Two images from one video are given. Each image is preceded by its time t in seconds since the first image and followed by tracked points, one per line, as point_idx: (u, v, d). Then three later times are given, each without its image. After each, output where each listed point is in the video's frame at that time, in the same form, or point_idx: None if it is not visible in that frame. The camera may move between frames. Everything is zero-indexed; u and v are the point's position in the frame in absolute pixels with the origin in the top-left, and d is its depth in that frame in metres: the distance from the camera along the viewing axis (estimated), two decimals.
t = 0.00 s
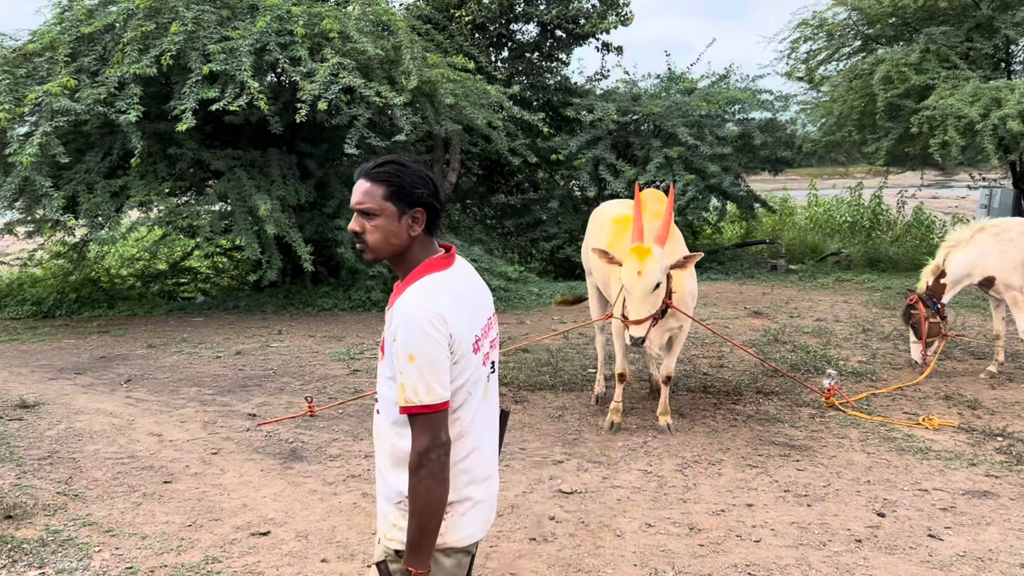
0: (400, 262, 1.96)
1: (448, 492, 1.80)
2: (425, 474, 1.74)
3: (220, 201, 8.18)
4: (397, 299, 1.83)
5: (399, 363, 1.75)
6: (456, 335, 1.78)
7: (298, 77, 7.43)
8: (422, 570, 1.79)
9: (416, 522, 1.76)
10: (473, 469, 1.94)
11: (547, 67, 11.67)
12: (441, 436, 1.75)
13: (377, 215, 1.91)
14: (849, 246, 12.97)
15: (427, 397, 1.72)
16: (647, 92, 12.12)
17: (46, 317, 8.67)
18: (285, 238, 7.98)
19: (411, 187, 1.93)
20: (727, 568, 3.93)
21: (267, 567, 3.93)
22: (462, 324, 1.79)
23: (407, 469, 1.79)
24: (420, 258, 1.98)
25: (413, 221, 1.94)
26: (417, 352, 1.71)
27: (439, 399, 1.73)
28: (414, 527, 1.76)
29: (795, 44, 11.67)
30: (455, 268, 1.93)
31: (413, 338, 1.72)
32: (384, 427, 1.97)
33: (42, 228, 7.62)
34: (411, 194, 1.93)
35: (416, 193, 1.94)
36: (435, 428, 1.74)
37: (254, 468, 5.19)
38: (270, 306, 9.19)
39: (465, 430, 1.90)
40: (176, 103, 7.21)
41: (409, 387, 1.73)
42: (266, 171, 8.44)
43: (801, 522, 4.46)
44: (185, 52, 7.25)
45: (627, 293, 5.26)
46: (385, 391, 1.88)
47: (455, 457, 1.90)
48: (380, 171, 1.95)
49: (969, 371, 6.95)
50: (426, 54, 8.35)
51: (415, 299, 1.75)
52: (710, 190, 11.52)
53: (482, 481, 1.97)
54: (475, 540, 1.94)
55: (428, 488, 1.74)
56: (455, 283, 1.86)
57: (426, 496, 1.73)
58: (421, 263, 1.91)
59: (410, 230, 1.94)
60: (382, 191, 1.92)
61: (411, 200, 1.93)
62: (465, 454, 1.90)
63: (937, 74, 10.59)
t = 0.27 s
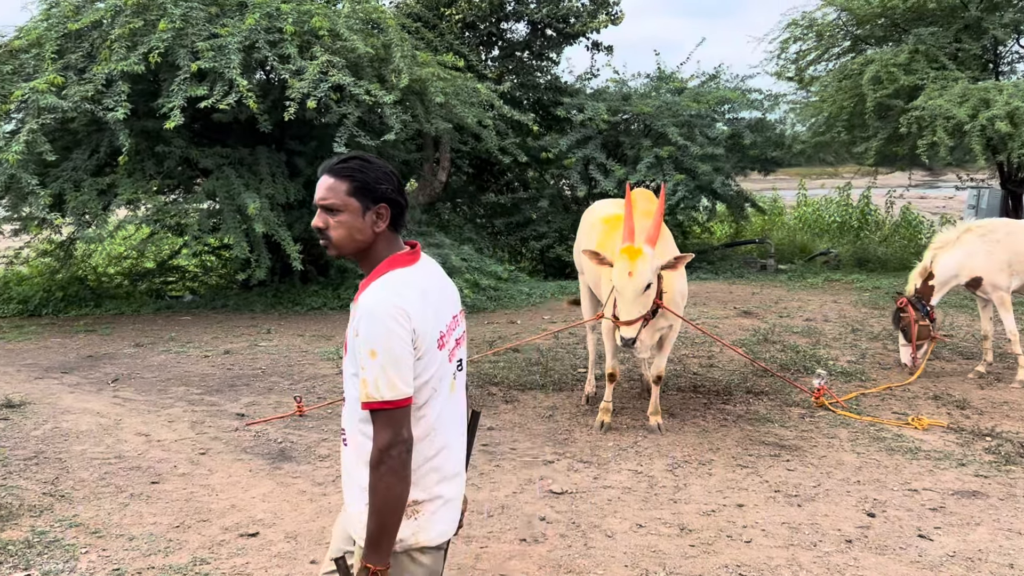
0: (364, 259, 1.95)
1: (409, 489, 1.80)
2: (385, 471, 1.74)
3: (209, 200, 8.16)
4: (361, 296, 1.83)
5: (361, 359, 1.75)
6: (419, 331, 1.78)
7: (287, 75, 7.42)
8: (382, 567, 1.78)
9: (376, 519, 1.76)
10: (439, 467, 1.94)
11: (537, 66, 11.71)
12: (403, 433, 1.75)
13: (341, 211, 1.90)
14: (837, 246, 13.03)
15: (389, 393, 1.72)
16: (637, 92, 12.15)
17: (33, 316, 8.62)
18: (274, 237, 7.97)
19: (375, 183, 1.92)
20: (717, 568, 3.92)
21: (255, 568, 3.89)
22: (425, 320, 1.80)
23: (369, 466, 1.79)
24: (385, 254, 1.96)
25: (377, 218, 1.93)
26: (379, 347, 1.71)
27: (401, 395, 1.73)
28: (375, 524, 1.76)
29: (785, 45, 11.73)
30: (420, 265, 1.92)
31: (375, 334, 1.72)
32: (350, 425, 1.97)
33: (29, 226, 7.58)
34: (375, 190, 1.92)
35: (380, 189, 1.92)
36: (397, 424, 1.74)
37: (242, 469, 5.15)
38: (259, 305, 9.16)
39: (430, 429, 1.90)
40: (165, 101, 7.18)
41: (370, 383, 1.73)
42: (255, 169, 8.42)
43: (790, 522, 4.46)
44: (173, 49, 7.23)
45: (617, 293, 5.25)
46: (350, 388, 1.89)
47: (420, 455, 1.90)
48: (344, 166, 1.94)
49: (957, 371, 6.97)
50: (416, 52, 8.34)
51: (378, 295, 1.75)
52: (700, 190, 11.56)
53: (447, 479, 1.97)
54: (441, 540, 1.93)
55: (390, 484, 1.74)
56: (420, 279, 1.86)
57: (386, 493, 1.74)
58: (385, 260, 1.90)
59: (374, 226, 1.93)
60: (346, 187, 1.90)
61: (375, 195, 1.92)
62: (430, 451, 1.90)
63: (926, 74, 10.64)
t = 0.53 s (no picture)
0: (330, 258, 1.95)
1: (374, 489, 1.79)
2: (349, 470, 1.74)
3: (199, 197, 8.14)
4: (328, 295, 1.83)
5: (326, 357, 1.75)
6: (385, 330, 1.78)
7: (278, 72, 7.40)
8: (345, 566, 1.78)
9: (340, 518, 1.76)
10: (408, 470, 1.93)
11: (529, 65, 11.74)
12: (368, 432, 1.74)
13: (306, 210, 1.90)
14: (829, 246, 13.06)
15: (353, 392, 1.72)
16: (630, 91, 12.16)
17: (22, 314, 8.57)
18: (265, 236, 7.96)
19: (341, 182, 1.93)
20: (710, 568, 3.91)
21: (246, 569, 3.85)
22: (391, 319, 1.79)
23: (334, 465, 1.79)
24: (351, 253, 1.97)
25: (343, 217, 1.93)
26: (343, 346, 1.71)
27: (366, 394, 1.73)
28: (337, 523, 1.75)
29: (777, 44, 11.76)
30: (385, 264, 1.93)
31: (340, 333, 1.72)
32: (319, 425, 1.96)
33: (17, 223, 7.55)
34: (340, 189, 1.92)
35: (345, 188, 1.93)
36: (362, 423, 1.74)
37: (233, 468, 5.12)
38: (249, 303, 9.13)
39: (398, 429, 1.89)
40: (155, 98, 7.16)
41: (335, 381, 1.72)
42: (246, 167, 8.39)
43: (783, 522, 4.45)
44: (164, 46, 7.20)
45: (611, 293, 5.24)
46: (318, 387, 1.88)
47: (388, 456, 1.89)
48: (310, 166, 1.94)
49: (948, 371, 6.98)
50: (408, 50, 8.33)
51: (344, 293, 1.75)
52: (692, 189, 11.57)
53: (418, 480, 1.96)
54: (413, 541, 1.92)
55: (353, 484, 1.73)
56: (386, 278, 1.86)
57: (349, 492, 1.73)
58: (352, 258, 1.91)
59: (340, 225, 1.93)
60: (311, 186, 1.90)
61: (341, 194, 1.92)
62: (398, 453, 1.89)
63: (918, 74, 10.67)
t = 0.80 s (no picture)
0: (297, 260, 1.94)
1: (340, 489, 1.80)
2: (315, 471, 1.75)
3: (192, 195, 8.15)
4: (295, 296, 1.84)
5: (293, 358, 1.76)
6: (352, 331, 1.79)
7: (271, 70, 7.38)
8: (310, 567, 1.79)
9: (307, 518, 1.76)
10: (375, 471, 1.94)
11: (523, 63, 11.76)
12: (334, 433, 1.75)
13: (273, 212, 1.89)
14: (822, 245, 13.08)
15: (320, 392, 1.73)
16: (624, 90, 12.16)
17: (13, 312, 8.54)
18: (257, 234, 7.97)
19: (307, 184, 1.91)
20: (705, 568, 3.90)
21: (239, 569, 3.81)
22: (358, 320, 1.81)
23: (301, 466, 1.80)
24: (318, 255, 1.96)
25: (309, 219, 1.92)
26: (310, 347, 1.72)
27: (332, 395, 1.74)
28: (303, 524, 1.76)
29: (771, 44, 11.78)
30: (351, 266, 1.93)
31: (306, 333, 1.73)
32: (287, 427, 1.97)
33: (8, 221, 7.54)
34: (306, 192, 1.91)
35: (312, 190, 1.92)
36: (328, 424, 1.75)
37: (226, 468, 5.09)
38: (243, 301, 9.11)
39: (367, 431, 1.90)
40: (148, 95, 7.14)
41: (302, 382, 1.73)
42: (239, 164, 8.38)
43: (778, 522, 4.44)
44: (157, 43, 7.18)
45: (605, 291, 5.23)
46: (285, 389, 1.89)
47: (356, 457, 1.90)
48: (276, 168, 1.93)
49: (942, 371, 6.99)
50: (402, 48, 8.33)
51: (310, 294, 1.77)
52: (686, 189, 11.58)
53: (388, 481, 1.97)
54: (384, 541, 1.93)
55: (318, 485, 1.74)
56: (354, 280, 1.88)
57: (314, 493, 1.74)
58: (319, 260, 1.90)
59: (306, 227, 1.92)
60: (277, 188, 1.89)
61: (307, 197, 1.91)
62: (366, 454, 1.90)
63: (911, 73, 10.68)
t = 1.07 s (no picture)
0: (263, 264, 1.94)
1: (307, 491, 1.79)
2: (281, 472, 1.74)
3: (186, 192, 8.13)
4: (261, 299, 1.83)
5: (259, 359, 1.75)
6: (320, 332, 1.79)
7: (266, 67, 7.36)
8: (275, 569, 1.77)
9: (273, 520, 1.75)
10: (343, 475, 1.93)
11: (518, 61, 11.75)
12: (300, 435, 1.75)
13: (238, 216, 1.89)
14: (816, 245, 13.08)
15: (286, 394, 1.72)
16: (620, 88, 12.14)
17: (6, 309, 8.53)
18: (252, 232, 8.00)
19: (272, 188, 1.91)
20: (701, 568, 3.89)
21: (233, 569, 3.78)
22: (325, 321, 1.80)
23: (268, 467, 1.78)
24: (285, 258, 1.96)
25: (276, 223, 1.92)
26: (276, 348, 1.71)
27: (299, 396, 1.73)
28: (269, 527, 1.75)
29: (766, 43, 11.78)
30: (318, 269, 1.92)
31: (272, 335, 1.72)
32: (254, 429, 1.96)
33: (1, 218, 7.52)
34: (272, 196, 1.91)
35: (278, 194, 1.92)
36: (295, 425, 1.74)
37: (220, 467, 5.07)
38: (237, 300, 9.08)
39: (335, 434, 1.89)
40: (142, 93, 7.12)
41: (268, 383, 1.72)
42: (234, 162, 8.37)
43: (773, 522, 4.43)
44: (151, 40, 7.17)
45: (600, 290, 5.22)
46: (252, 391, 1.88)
47: (324, 460, 1.89)
48: (242, 172, 1.93)
49: (937, 370, 6.98)
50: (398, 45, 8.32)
51: (276, 296, 1.76)
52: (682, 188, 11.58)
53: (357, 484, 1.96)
54: (353, 543, 1.93)
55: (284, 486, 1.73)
56: (322, 282, 1.87)
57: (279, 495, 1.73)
58: (286, 264, 1.90)
59: (272, 231, 1.92)
60: (243, 192, 1.89)
61: (273, 200, 1.91)
62: (333, 457, 1.90)
63: (907, 73, 10.68)
